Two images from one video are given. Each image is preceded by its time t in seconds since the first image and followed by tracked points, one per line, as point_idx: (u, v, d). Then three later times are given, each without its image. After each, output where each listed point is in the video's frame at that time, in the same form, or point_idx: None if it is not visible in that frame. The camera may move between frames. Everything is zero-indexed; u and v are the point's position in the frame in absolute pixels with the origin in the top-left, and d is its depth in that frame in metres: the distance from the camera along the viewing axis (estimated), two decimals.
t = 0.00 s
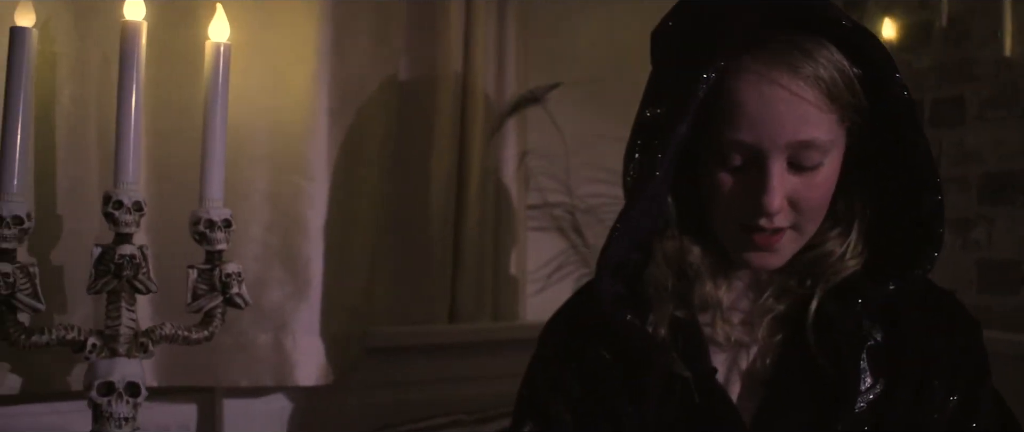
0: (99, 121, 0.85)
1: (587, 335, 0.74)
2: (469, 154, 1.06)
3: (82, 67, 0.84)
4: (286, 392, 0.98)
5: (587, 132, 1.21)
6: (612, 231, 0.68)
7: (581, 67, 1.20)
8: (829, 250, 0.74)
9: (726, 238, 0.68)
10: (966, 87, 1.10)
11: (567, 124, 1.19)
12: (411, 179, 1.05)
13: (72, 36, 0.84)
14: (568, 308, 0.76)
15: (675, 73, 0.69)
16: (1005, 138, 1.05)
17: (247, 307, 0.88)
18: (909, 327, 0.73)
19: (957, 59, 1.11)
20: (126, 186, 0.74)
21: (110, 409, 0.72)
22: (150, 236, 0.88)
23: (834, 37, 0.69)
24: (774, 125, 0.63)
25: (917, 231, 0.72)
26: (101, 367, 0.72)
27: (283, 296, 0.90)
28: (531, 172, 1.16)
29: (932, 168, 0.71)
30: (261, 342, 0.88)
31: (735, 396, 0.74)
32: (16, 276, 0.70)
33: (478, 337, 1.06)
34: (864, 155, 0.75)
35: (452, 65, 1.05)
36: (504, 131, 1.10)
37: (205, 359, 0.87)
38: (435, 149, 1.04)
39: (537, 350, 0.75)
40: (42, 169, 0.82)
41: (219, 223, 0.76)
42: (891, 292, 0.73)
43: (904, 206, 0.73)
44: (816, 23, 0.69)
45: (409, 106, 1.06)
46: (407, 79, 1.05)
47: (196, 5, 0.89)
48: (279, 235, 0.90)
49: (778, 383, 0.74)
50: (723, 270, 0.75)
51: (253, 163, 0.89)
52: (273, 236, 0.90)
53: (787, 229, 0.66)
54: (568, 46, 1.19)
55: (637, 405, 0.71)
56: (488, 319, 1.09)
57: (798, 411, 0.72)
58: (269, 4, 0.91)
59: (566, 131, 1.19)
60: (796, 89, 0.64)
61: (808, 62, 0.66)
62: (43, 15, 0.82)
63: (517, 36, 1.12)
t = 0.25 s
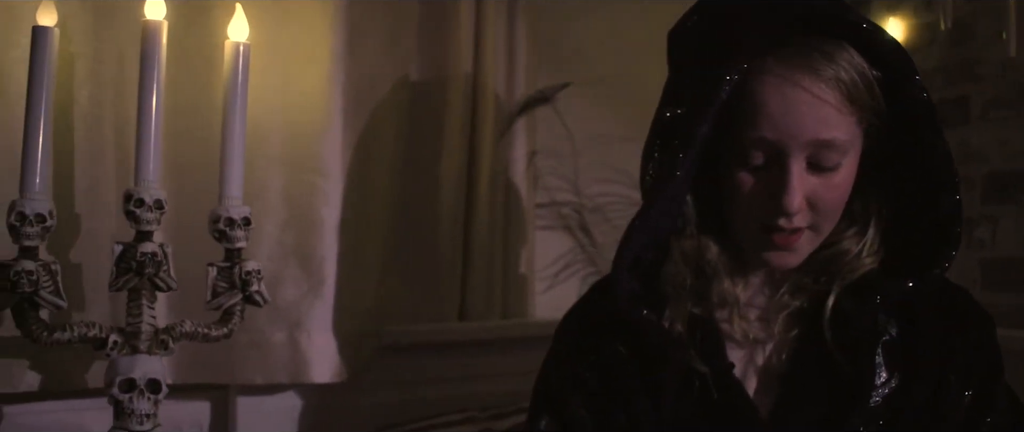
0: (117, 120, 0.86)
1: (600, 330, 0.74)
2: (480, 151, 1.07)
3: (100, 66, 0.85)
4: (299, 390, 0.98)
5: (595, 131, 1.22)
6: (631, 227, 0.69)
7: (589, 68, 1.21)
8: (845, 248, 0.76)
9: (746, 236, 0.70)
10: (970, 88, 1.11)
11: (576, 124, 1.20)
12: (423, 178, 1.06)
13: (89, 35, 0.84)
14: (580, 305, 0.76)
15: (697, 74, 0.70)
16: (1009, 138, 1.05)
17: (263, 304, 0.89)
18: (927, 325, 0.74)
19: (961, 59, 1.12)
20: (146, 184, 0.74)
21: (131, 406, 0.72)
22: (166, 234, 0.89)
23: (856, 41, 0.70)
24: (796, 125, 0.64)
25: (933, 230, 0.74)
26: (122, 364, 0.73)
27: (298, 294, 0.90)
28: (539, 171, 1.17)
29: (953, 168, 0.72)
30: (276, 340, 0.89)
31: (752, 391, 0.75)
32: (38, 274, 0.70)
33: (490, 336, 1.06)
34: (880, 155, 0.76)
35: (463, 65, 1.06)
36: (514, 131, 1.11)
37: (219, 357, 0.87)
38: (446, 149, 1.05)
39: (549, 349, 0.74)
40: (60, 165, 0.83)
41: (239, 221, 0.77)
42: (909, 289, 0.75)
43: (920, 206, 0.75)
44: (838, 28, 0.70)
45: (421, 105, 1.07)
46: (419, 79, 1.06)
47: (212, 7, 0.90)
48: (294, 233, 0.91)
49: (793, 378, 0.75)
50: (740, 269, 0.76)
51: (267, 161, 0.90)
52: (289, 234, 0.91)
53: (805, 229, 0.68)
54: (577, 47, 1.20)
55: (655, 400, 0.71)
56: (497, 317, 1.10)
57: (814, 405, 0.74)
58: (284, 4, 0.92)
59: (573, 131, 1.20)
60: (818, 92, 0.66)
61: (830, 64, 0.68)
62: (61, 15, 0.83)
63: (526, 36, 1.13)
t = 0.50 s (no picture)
0: (125, 118, 0.86)
1: (604, 326, 0.74)
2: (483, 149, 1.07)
3: (109, 63, 0.85)
4: (304, 386, 0.99)
5: (596, 130, 1.23)
6: (638, 225, 0.69)
7: (590, 67, 1.22)
8: (851, 245, 0.77)
9: (754, 233, 0.71)
10: (969, 87, 1.12)
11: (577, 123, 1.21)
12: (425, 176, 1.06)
13: (98, 33, 0.84)
14: (585, 303, 0.76)
15: (708, 72, 0.71)
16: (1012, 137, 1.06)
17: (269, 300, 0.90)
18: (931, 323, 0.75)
19: (961, 59, 1.13)
20: (158, 181, 0.75)
21: (143, 401, 0.72)
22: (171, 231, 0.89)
23: (866, 39, 0.71)
24: (808, 125, 0.65)
25: (938, 227, 0.74)
26: (134, 360, 0.73)
27: (304, 291, 0.91)
28: (541, 170, 1.17)
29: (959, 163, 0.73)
30: (282, 336, 0.89)
31: (758, 387, 0.76)
32: (52, 270, 0.71)
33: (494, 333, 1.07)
34: (886, 152, 0.77)
35: (467, 64, 1.07)
36: (516, 129, 1.12)
37: (224, 353, 0.87)
38: (450, 147, 1.06)
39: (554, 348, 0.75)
40: (70, 161, 0.83)
41: (249, 217, 0.77)
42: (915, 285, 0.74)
43: (925, 204, 0.76)
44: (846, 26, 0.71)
45: (424, 104, 1.07)
46: (422, 77, 1.06)
47: (221, 11, 0.88)
48: (301, 229, 0.91)
49: (800, 372, 0.77)
50: (749, 266, 0.77)
51: (272, 158, 0.91)
52: (294, 232, 0.91)
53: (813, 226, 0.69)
54: (578, 46, 1.21)
55: (663, 395, 0.72)
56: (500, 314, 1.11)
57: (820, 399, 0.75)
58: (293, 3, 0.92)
59: (575, 129, 1.21)
60: (828, 91, 0.66)
61: (839, 63, 0.68)
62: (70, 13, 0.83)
63: (528, 35, 1.13)
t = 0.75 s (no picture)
0: (121, 116, 0.85)
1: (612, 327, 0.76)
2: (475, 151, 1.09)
3: (106, 61, 0.84)
4: (299, 385, 0.99)
5: (591, 129, 1.23)
6: (644, 227, 0.70)
7: (584, 66, 1.22)
8: (852, 242, 0.77)
9: (767, 234, 0.71)
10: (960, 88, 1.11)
11: (571, 122, 1.21)
12: (421, 175, 1.07)
13: (95, 29, 0.84)
14: (589, 303, 0.78)
15: (712, 72, 0.71)
16: (1002, 136, 1.08)
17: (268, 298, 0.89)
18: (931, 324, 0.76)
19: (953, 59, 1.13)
20: (156, 179, 0.74)
21: (142, 400, 0.72)
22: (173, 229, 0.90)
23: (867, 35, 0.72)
24: (814, 121, 0.65)
25: (936, 221, 0.75)
26: (132, 359, 0.73)
27: (301, 289, 0.91)
28: (535, 168, 1.18)
29: (957, 153, 0.73)
30: (279, 334, 0.90)
31: (758, 386, 0.76)
32: (50, 268, 0.70)
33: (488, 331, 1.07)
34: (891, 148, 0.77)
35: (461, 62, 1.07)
36: (510, 129, 1.13)
37: (223, 350, 0.87)
38: (445, 145, 1.06)
39: (559, 347, 0.76)
40: (67, 158, 0.83)
41: (248, 216, 0.77)
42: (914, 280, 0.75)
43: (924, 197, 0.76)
44: (849, 20, 0.72)
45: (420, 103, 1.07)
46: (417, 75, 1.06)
47: (221, 9, 0.89)
48: (299, 227, 0.91)
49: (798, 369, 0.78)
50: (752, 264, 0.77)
51: (272, 156, 0.91)
52: (291, 229, 0.91)
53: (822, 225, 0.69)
54: (572, 46, 1.21)
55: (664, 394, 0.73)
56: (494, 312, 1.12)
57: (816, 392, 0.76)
58: None
59: (568, 128, 1.21)
60: (831, 88, 0.67)
61: (840, 59, 0.69)
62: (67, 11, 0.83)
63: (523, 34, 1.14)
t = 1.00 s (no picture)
0: (109, 114, 0.85)
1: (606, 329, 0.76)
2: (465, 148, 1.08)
3: (93, 59, 0.83)
4: (287, 386, 0.98)
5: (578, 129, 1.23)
6: (646, 225, 0.71)
7: (572, 66, 1.22)
8: (845, 242, 0.77)
9: (760, 230, 0.72)
10: (949, 88, 1.13)
11: (559, 122, 1.21)
12: (409, 174, 1.06)
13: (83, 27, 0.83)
14: (581, 305, 0.78)
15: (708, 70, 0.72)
16: (989, 136, 1.08)
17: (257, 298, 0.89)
18: (923, 327, 0.77)
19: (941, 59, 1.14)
20: (146, 178, 0.74)
21: (131, 401, 0.71)
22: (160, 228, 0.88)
23: (864, 30, 0.73)
24: (809, 114, 0.66)
25: (927, 220, 0.75)
26: (122, 359, 0.72)
27: (291, 289, 0.91)
28: (523, 168, 1.17)
29: (947, 149, 0.74)
30: (268, 335, 0.89)
31: (751, 389, 0.76)
32: (39, 268, 0.69)
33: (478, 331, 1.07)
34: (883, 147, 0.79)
35: (451, 62, 1.07)
36: (499, 127, 1.12)
37: (210, 351, 0.87)
38: (434, 145, 1.05)
39: (554, 348, 0.75)
40: (55, 157, 0.82)
41: (238, 215, 0.76)
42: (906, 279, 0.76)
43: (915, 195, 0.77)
44: (845, 17, 0.73)
45: (409, 103, 1.07)
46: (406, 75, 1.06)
47: (210, 8, 0.88)
48: (288, 226, 0.91)
49: (791, 371, 0.77)
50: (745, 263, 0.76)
51: (262, 153, 0.90)
52: (280, 228, 0.91)
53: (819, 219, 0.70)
54: (560, 45, 1.21)
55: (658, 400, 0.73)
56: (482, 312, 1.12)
57: (806, 394, 0.75)
58: None
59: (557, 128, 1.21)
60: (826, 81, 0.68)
61: (836, 53, 0.70)
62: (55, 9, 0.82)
63: (512, 33, 1.14)
